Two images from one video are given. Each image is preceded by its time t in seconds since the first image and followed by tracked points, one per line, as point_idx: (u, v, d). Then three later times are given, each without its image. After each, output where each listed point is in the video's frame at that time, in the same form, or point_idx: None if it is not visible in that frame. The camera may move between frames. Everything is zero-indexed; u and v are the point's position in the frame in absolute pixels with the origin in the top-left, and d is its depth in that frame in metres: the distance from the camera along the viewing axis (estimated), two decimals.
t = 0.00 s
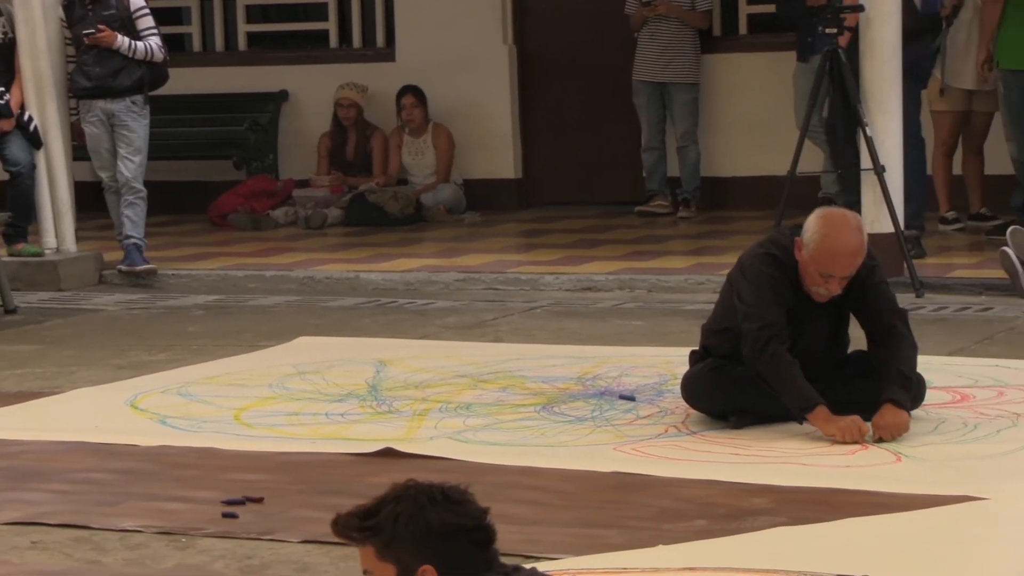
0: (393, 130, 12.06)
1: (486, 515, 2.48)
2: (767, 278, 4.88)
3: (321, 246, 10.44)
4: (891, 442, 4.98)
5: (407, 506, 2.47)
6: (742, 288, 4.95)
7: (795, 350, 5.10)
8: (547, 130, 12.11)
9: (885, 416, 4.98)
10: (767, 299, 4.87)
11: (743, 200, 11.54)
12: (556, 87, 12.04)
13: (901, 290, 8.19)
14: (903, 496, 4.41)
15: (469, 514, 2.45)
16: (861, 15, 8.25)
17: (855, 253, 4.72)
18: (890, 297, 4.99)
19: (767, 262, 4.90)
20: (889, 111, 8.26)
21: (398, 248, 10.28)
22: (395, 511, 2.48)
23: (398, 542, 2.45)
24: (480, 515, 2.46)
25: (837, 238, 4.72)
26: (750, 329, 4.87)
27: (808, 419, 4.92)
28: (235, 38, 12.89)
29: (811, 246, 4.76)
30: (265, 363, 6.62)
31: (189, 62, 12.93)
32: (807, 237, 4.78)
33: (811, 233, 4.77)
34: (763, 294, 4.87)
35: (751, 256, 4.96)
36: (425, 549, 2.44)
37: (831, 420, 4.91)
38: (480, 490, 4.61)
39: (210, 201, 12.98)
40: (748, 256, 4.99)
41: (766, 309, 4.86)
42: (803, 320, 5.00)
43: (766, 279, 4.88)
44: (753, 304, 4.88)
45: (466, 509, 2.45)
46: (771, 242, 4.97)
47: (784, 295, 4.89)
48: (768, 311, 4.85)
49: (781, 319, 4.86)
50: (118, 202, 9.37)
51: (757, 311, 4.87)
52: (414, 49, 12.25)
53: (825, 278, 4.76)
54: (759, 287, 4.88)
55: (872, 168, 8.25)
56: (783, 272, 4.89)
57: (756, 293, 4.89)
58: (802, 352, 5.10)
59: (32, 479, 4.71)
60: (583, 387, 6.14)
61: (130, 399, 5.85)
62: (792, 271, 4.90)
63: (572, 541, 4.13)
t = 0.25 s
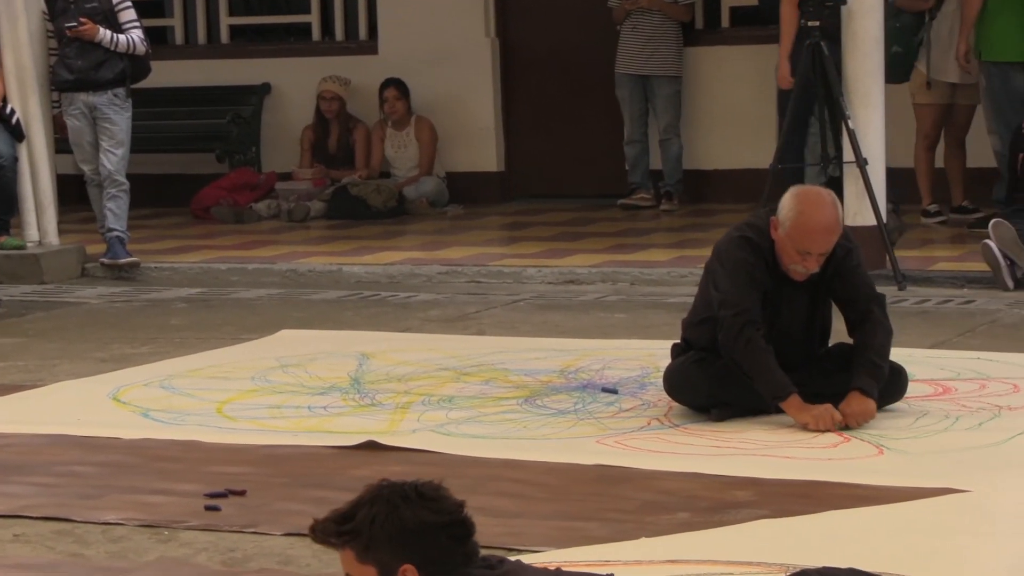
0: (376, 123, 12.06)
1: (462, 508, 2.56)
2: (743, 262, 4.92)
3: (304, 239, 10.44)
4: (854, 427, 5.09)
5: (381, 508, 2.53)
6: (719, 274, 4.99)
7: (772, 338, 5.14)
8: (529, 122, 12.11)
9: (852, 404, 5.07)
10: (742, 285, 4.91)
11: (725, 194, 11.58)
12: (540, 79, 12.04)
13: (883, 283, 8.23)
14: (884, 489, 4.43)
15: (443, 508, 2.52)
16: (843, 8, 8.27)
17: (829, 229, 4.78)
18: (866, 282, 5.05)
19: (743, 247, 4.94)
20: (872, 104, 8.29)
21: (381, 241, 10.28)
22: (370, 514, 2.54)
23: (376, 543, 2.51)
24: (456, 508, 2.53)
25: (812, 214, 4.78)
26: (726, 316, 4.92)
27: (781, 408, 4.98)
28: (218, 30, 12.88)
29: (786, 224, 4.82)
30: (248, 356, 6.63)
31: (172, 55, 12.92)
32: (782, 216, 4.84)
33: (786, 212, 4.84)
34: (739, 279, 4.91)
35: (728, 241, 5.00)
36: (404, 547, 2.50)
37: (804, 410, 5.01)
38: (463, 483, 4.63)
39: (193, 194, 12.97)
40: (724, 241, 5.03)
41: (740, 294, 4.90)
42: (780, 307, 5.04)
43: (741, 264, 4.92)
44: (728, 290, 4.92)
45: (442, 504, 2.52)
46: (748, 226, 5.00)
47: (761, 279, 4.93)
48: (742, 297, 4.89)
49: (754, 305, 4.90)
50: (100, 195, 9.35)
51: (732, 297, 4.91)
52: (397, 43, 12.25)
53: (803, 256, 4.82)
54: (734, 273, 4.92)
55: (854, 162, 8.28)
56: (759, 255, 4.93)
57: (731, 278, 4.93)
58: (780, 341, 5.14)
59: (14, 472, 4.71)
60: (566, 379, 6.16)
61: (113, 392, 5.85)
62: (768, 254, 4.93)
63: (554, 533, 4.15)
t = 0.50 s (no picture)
0: (362, 118, 12.06)
1: (441, 502, 2.59)
2: (724, 247, 4.98)
3: (290, 235, 10.43)
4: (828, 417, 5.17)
5: (359, 506, 2.57)
6: (701, 259, 5.06)
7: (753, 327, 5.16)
8: (515, 117, 12.12)
9: (824, 395, 5.09)
10: (723, 270, 4.98)
11: (710, 189, 11.60)
12: (526, 75, 12.04)
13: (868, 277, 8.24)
14: (869, 483, 4.45)
15: (421, 506, 2.55)
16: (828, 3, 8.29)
17: (808, 206, 4.81)
18: (845, 268, 5.08)
19: (724, 231, 5.01)
20: (856, 99, 8.30)
21: (367, 236, 10.28)
22: (348, 512, 2.57)
23: (355, 542, 2.55)
24: (434, 504, 2.56)
25: (791, 191, 4.81)
26: (705, 301, 4.99)
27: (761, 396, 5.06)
28: (203, 26, 12.86)
29: (767, 203, 4.86)
30: (234, 351, 6.63)
31: (157, 51, 12.91)
32: (763, 195, 4.88)
33: (767, 190, 4.87)
34: (720, 264, 4.98)
35: (711, 226, 5.07)
36: (382, 546, 2.54)
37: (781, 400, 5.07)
38: (450, 478, 4.63)
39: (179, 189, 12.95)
40: (707, 226, 5.10)
41: (721, 280, 4.96)
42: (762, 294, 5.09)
43: (721, 249, 4.98)
44: (709, 276, 4.99)
45: (420, 501, 2.55)
46: (731, 210, 5.07)
47: (742, 264, 4.99)
48: (723, 283, 4.96)
49: (734, 291, 4.97)
50: (85, 190, 9.33)
51: (713, 283, 4.98)
52: (382, 38, 12.25)
53: (785, 234, 4.85)
54: (715, 258, 4.99)
55: (839, 157, 8.30)
56: (740, 239, 4.99)
57: (713, 264, 4.99)
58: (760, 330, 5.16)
59: None
60: (552, 374, 6.17)
61: (98, 388, 5.84)
62: (749, 237, 4.99)
63: (541, 528, 4.16)
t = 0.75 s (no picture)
0: (348, 113, 12.05)
1: (417, 505, 2.56)
2: (705, 237, 5.00)
3: (277, 230, 10.43)
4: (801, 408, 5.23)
5: (332, 516, 2.56)
6: (683, 250, 5.08)
7: (735, 317, 5.18)
8: (502, 113, 12.12)
9: (799, 386, 5.13)
10: (705, 260, 4.99)
11: (698, 185, 11.61)
12: (513, 70, 12.04)
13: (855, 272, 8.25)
14: (856, 477, 4.46)
15: (394, 513, 2.53)
16: None
17: (791, 193, 4.82)
18: (828, 258, 5.10)
19: (707, 221, 5.02)
20: (843, 94, 8.31)
21: (354, 232, 10.28)
22: (323, 522, 2.57)
23: (331, 550, 2.55)
24: (408, 509, 2.54)
25: (774, 178, 4.82)
26: (684, 292, 5.02)
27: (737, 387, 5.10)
28: (190, 22, 12.84)
29: (750, 190, 4.87)
30: (221, 347, 6.63)
31: (143, 46, 12.89)
32: (745, 181, 4.89)
33: (750, 177, 4.88)
34: (702, 254, 4.99)
35: (694, 215, 5.08)
36: (356, 556, 2.53)
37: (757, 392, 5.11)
38: (437, 474, 4.64)
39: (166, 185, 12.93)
40: (691, 216, 5.11)
41: (702, 271, 4.98)
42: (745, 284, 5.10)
43: (703, 239, 5.00)
44: (690, 267, 5.01)
45: (391, 509, 2.53)
46: (714, 200, 5.08)
47: (725, 254, 5.00)
48: (703, 274, 4.98)
49: (714, 282, 4.99)
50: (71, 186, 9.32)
51: (694, 274, 5.00)
52: (369, 34, 12.24)
53: (768, 221, 4.86)
54: (695, 249, 5.01)
55: (826, 152, 8.31)
56: (721, 229, 5.00)
57: (695, 255, 5.01)
58: (742, 321, 5.18)
59: None
60: (539, 370, 6.18)
61: (85, 384, 5.84)
62: (730, 227, 5.01)
63: (528, 523, 4.16)
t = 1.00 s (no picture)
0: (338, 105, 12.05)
1: (404, 511, 2.54)
2: (690, 227, 5.03)
3: (267, 223, 10.43)
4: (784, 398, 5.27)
5: (318, 519, 2.56)
6: (669, 239, 5.10)
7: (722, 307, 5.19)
8: (492, 104, 12.12)
9: (778, 376, 5.16)
10: (690, 250, 5.01)
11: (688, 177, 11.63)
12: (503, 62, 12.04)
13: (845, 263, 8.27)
14: (844, 468, 4.48)
15: (378, 518, 2.51)
16: None
17: (778, 180, 4.83)
18: (818, 248, 5.11)
19: (693, 211, 5.05)
20: (833, 85, 8.32)
21: (344, 224, 10.28)
22: (309, 523, 2.57)
23: (316, 552, 2.55)
24: (392, 516, 2.52)
25: (760, 165, 4.82)
26: (669, 281, 5.04)
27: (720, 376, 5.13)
28: (178, 14, 12.82)
29: (737, 176, 4.89)
30: (210, 339, 6.63)
31: (132, 39, 12.88)
32: (733, 169, 4.90)
33: (737, 164, 4.89)
34: (688, 243, 5.01)
35: (680, 205, 5.11)
36: (340, 559, 2.53)
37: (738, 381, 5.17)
38: (427, 466, 4.65)
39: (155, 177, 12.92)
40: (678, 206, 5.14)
41: (686, 260, 5.00)
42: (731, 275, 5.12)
43: (688, 228, 5.02)
44: (675, 256, 5.03)
45: (374, 516, 2.51)
46: (702, 190, 5.10)
47: (710, 243, 5.02)
48: (687, 263, 5.00)
49: (698, 271, 5.01)
50: (61, 178, 9.31)
51: (678, 263, 5.02)
52: (358, 26, 12.23)
53: (756, 208, 4.87)
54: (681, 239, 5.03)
55: (816, 143, 8.33)
56: (707, 219, 5.03)
57: (679, 244, 5.03)
58: (730, 311, 5.20)
59: None
60: (529, 362, 6.19)
61: (75, 376, 5.85)
62: (716, 217, 5.04)
63: (518, 514, 4.18)
